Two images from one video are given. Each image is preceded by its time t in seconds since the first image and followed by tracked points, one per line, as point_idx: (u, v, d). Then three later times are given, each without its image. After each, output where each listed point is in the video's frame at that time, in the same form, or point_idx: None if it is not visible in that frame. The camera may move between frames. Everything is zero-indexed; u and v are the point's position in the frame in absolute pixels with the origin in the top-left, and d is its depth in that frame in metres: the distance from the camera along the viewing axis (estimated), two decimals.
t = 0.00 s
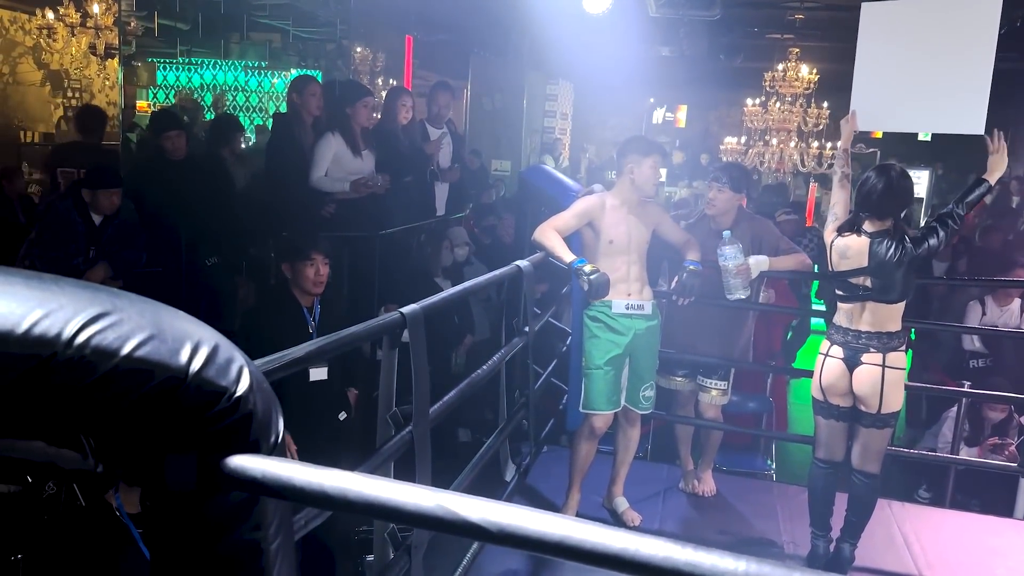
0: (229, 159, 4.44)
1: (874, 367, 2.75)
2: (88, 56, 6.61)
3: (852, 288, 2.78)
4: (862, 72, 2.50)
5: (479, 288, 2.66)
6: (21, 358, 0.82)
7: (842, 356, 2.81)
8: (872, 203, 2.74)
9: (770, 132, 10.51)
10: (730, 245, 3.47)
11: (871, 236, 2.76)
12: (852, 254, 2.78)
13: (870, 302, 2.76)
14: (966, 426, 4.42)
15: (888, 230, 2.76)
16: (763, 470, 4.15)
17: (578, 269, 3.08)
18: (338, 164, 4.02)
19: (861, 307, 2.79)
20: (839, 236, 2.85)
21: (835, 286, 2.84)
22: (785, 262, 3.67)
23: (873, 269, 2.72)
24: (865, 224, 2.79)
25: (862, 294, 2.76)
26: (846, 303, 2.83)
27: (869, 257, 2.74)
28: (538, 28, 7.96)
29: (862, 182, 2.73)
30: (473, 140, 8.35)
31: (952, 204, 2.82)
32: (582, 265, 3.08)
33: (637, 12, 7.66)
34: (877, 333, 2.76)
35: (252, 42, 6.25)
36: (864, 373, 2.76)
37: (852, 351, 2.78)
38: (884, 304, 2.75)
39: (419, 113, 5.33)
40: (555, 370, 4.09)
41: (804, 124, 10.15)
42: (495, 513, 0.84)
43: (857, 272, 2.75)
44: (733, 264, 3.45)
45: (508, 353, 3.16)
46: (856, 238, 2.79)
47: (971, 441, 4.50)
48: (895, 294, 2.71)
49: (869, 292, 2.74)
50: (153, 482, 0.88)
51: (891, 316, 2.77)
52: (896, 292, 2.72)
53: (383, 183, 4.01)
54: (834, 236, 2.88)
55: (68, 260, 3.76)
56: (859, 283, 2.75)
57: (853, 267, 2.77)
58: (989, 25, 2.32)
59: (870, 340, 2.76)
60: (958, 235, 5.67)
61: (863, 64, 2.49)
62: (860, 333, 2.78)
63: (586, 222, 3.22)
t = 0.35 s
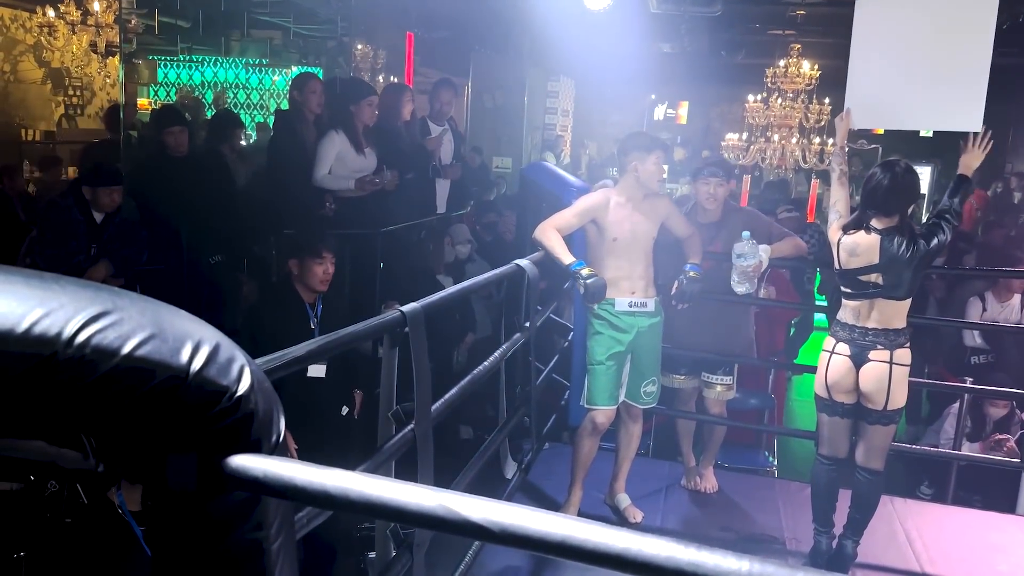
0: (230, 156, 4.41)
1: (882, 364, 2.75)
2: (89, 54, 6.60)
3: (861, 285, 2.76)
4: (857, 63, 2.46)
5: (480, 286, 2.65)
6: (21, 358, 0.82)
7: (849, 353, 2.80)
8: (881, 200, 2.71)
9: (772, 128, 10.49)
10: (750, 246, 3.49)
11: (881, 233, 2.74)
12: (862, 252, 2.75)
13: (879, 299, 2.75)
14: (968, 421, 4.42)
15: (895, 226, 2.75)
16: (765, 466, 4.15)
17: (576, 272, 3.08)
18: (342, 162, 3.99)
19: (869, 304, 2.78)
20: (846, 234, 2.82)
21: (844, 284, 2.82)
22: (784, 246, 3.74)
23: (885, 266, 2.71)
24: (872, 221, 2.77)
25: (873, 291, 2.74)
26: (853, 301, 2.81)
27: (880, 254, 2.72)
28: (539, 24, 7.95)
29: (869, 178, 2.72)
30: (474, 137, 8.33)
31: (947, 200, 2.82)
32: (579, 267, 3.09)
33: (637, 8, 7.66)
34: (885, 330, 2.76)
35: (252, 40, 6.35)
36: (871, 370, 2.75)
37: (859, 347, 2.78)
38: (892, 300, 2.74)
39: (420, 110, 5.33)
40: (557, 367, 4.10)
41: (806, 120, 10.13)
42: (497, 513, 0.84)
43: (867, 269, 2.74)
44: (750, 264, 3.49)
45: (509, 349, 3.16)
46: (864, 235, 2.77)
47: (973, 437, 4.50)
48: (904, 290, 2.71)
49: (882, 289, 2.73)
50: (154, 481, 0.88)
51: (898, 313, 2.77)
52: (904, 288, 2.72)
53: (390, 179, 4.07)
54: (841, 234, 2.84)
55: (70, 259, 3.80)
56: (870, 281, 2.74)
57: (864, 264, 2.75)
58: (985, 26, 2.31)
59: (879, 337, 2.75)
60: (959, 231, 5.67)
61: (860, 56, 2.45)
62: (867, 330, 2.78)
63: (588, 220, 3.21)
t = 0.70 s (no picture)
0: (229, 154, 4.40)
1: (889, 361, 2.77)
2: (87, 51, 6.54)
3: (872, 285, 2.73)
4: (840, 63, 2.40)
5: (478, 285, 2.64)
6: (20, 356, 0.81)
7: (857, 353, 2.78)
8: (893, 200, 2.66)
9: (771, 126, 10.48)
10: (736, 225, 3.50)
11: (895, 231, 2.70)
12: (875, 252, 2.70)
13: (887, 297, 2.73)
14: (966, 419, 4.42)
15: (905, 224, 2.71)
16: (763, 464, 4.15)
17: (569, 279, 3.08)
18: (342, 159, 3.99)
19: (876, 303, 2.75)
20: (855, 235, 2.75)
21: (853, 284, 2.77)
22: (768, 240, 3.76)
23: (899, 264, 2.69)
24: (881, 220, 2.73)
25: (884, 291, 2.72)
26: (858, 301, 2.78)
27: (894, 253, 2.69)
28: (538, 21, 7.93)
29: (878, 177, 2.69)
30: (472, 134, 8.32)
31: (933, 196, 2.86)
32: (573, 275, 3.09)
33: (637, 6, 7.64)
34: (890, 329, 2.77)
35: (251, 36, 6.25)
36: (877, 368, 2.77)
37: (866, 346, 2.77)
38: (899, 299, 2.74)
39: (418, 107, 5.32)
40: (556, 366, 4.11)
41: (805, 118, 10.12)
42: (498, 512, 0.83)
43: (882, 269, 2.71)
44: (738, 244, 3.49)
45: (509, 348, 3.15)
46: (876, 235, 2.71)
47: (971, 435, 4.50)
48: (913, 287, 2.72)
49: (895, 288, 2.72)
50: (154, 480, 0.87)
51: (900, 311, 2.77)
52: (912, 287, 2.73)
53: (389, 175, 4.10)
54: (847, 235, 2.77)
55: (68, 257, 3.79)
56: (882, 280, 2.71)
57: (878, 264, 2.70)
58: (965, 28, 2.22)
59: (884, 335, 2.76)
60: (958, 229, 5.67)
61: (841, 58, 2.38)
62: (872, 329, 2.77)
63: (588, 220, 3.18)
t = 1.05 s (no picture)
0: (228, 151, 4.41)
1: (889, 360, 2.78)
2: (83, 46, 6.65)
3: (874, 286, 2.73)
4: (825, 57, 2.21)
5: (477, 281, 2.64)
6: (20, 351, 0.81)
7: (857, 352, 2.78)
8: (899, 200, 2.66)
9: (767, 125, 10.49)
10: (733, 237, 3.52)
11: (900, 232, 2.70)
12: (880, 252, 2.69)
13: (888, 297, 2.74)
14: (961, 418, 4.44)
15: (908, 224, 2.71)
16: (759, 462, 4.15)
17: (572, 271, 3.08)
18: (340, 156, 3.97)
19: (876, 303, 2.75)
20: (859, 235, 2.73)
21: (854, 285, 2.76)
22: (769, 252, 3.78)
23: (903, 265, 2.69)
24: (884, 220, 2.72)
25: (886, 291, 2.72)
26: (858, 301, 2.78)
27: (897, 253, 2.69)
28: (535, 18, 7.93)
29: (881, 178, 2.69)
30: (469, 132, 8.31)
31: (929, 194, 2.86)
32: (577, 267, 3.08)
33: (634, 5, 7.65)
34: (888, 328, 2.77)
35: (247, 33, 6.23)
36: (877, 366, 2.77)
37: (866, 346, 2.77)
38: (899, 298, 2.75)
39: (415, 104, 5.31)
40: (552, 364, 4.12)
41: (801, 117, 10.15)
42: (501, 509, 0.83)
43: (885, 270, 2.70)
44: (733, 256, 3.51)
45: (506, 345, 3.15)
46: (880, 236, 2.70)
47: (965, 434, 4.51)
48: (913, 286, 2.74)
49: (896, 288, 2.72)
50: (153, 477, 0.86)
51: (897, 310, 2.78)
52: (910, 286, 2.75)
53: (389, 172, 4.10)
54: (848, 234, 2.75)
55: (60, 251, 3.67)
56: (885, 280, 2.71)
57: (882, 265, 2.70)
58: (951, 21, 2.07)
59: (883, 334, 2.77)
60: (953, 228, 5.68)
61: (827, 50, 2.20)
62: (871, 328, 2.77)
63: (586, 218, 3.18)
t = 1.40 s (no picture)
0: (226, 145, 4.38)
1: (881, 357, 2.77)
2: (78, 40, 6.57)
3: (865, 282, 2.73)
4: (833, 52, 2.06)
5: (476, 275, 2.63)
6: (19, 341, 0.81)
7: (850, 348, 2.79)
8: (888, 195, 2.65)
9: (764, 122, 10.48)
10: (728, 238, 3.51)
11: (887, 227, 2.69)
12: (868, 248, 2.69)
13: (880, 293, 2.73)
14: (957, 414, 4.44)
15: (900, 220, 2.70)
16: (755, 459, 4.15)
17: (577, 258, 3.05)
18: (340, 152, 3.98)
19: (869, 299, 2.75)
20: (848, 230, 2.75)
21: (846, 280, 2.78)
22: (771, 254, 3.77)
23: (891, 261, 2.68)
24: (876, 216, 2.72)
25: (876, 287, 2.72)
26: (851, 296, 2.79)
27: (887, 250, 2.68)
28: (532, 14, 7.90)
29: (874, 173, 2.68)
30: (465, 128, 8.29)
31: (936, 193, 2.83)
32: (581, 254, 3.06)
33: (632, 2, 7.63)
34: (883, 325, 2.77)
35: (244, 27, 6.31)
36: (871, 363, 2.77)
37: (859, 342, 2.77)
38: (892, 295, 2.74)
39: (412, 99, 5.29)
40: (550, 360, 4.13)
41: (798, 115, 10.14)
42: (502, 500, 0.83)
43: (875, 265, 2.70)
44: (727, 256, 3.50)
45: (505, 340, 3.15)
46: (869, 230, 2.71)
47: (962, 431, 4.51)
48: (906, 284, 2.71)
49: (888, 285, 2.72)
50: (152, 468, 0.86)
51: (894, 307, 2.77)
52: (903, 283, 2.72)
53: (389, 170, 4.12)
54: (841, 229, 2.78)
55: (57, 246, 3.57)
56: (875, 276, 2.72)
57: (871, 260, 2.70)
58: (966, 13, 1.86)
59: (877, 331, 2.76)
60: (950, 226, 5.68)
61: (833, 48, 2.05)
62: (866, 324, 2.77)
63: (586, 210, 3.20)
